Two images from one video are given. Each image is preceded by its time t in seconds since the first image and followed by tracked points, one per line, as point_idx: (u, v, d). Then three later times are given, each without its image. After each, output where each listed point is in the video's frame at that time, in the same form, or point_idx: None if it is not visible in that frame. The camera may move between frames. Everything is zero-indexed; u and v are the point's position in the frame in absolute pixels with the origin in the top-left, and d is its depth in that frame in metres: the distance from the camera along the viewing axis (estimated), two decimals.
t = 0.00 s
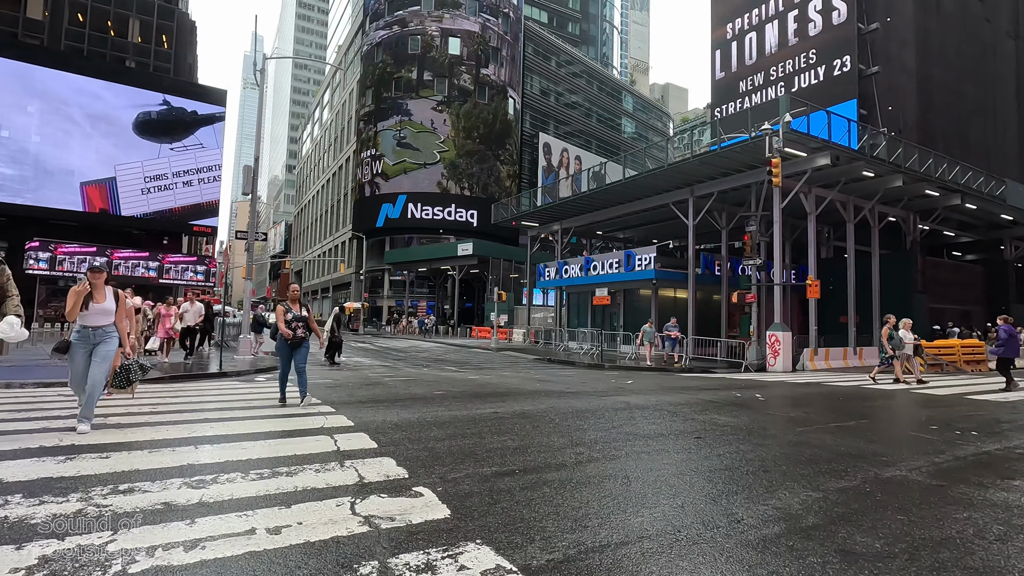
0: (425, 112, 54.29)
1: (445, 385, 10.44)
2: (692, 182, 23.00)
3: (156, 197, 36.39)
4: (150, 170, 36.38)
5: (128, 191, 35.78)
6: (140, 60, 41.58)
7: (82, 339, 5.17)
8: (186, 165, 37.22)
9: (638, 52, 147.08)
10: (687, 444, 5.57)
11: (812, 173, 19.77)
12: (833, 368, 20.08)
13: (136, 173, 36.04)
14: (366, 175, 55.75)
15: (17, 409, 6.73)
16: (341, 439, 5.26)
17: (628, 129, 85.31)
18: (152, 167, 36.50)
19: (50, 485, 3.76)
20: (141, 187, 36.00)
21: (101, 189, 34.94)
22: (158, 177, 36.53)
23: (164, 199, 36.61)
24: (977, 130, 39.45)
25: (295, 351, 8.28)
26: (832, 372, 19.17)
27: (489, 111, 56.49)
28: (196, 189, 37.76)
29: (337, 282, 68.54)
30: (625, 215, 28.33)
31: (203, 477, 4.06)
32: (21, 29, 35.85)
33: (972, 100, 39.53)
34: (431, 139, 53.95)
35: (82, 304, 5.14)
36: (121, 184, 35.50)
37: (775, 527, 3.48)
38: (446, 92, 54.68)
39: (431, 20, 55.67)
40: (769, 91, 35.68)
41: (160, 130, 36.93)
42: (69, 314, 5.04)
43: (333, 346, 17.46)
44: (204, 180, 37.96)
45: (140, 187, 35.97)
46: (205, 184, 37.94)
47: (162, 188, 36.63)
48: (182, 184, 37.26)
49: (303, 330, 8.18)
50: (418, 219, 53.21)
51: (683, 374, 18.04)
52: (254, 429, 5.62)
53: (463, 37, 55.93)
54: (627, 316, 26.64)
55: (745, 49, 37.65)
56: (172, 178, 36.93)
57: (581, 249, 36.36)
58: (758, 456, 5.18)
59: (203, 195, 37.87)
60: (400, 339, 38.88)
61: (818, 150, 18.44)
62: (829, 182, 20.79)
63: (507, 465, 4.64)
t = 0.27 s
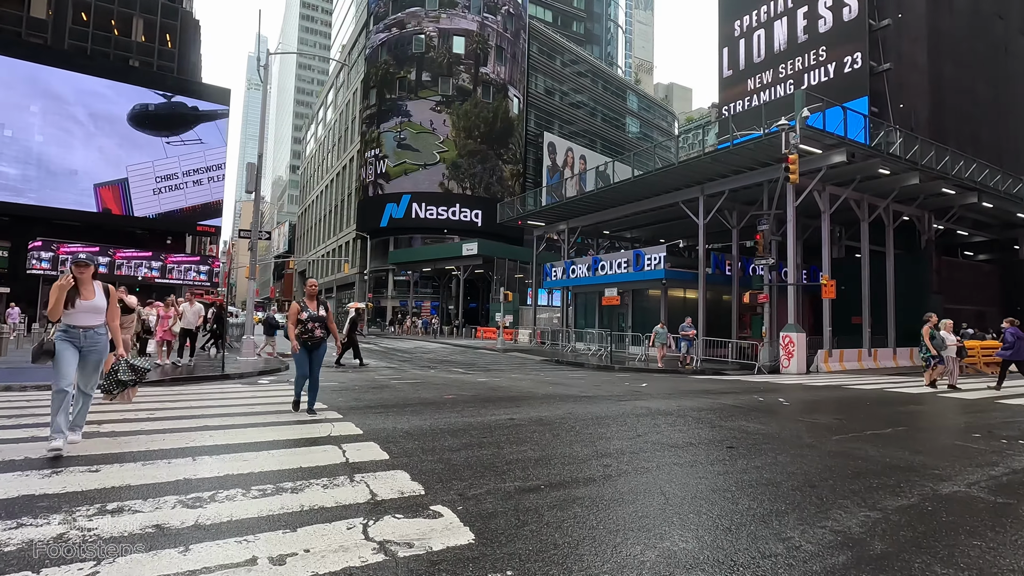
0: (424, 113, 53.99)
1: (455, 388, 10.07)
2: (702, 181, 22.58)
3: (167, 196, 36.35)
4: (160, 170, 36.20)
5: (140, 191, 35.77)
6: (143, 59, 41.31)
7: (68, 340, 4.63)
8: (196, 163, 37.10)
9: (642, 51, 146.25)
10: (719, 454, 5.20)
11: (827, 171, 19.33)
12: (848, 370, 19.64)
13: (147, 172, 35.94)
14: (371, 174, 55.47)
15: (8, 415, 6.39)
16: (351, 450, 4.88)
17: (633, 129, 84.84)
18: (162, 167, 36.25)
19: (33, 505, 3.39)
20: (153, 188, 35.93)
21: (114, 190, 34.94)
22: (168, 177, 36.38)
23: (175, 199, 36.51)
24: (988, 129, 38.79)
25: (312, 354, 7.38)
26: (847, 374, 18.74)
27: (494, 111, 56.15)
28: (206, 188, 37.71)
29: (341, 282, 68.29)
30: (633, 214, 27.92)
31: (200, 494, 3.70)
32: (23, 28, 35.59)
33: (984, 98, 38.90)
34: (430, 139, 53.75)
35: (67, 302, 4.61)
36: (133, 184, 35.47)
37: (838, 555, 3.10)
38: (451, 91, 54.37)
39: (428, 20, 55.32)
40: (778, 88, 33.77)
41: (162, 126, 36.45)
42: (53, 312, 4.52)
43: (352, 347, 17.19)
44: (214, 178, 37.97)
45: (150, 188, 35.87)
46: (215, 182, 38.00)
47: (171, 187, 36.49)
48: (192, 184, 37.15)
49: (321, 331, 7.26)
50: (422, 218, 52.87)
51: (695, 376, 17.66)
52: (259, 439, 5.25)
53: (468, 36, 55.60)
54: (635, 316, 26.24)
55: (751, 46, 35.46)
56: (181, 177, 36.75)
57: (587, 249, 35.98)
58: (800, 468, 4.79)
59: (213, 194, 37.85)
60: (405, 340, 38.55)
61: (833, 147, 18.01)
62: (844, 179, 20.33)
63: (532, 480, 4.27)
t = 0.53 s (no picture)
0: (425, 112, 53.60)
1: (467, 391, 9.74)
2: (714, 179, 22.15)
3: (168, 193, 36.07)
4: (161, 165, 35.88)
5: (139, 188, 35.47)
6: (150, 56, 41.08)
7: (50, 351, 4.03)
8: (198, 160, 36.92)
9: (649, 49, 145.34)
10: (754, 469, 4.84)
11: (844, 168, 18.84)
12: (865, 373, 19.19)
13: (147, 168, 35.65)
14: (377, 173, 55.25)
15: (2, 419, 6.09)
16: (363, 463, 4.52)
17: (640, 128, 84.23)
18: (163, 163, 35.96)
19: (13, 529, 3.07)
20: (153, 183, 35.66)
21: (111, 185, 34.57)
22: (169, 173, 36.12)
23: (178, 196, 36.32)
24: (1004, 127, 38.00)
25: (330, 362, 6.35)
26: (864, 376, 18.32)
27: (500, 109, 55.79)
28: (209, 185, 37.60)
29: (347, 281, 68.18)
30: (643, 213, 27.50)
31: (200, 515, 3.36)
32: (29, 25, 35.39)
33: (1000, 97, 38.16)
34: (430, 139, 53.38)
35: (47, 305, 4.00)
36: (133, 180, 35.14)
37: None
38: (457, 90, 54.10)
39: (428, 20, 55.12)
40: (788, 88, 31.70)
41: (164, 120, 36.10)
42: (31, 319, 3.90)
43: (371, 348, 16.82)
44: (217, 175, 37.86)
45: (151, 184, 35.63)
46: (218, 180, 37.92)
47: (175, 184, 36.27)
48: (194, 180, 36.91)
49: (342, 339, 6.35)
50: (428, 217, 52.64)
51: (709, 377, 17.26)
52: (265, 449, 4.90)
53: (474, 34, 55.22)
54: (645, 316, 25.84)
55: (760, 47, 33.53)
56: (183, 174, 36.52)
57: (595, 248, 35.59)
58: (848, 485, 4.41)
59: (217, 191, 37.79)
60: (411, 339, 38.34)
61: (851, 144, 17.56)
62: (861, 177, 19.84)
63: (561, 499, 3.91)
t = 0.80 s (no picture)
0: (425, 113, 53.30)
1: (478, 392, 9.42)
2: (727, 175, 21.72)
3: (166, 186, 35.16)
4: (158, 156, 35.03)
5: (136, 179, 34.65)
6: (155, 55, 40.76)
7: (26, 356, 3.33)
8: (202, 155, 36.20)
9: (655, 47, 144.56)
10: (796, 479, 4.49)
11: (862, 164, 18.37)
12: (883, 373, 18.75)
13: (144, 158, 34.78)
14: (383, 172, 55.04)
15: None
16: (374, 473, 4.19)
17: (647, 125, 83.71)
18: (161, 154, 35.16)
19: None
20: (149, 175, 34.75)
21: (103, 173, 33.84)
22: (168, 166, 35.31)
23: (179, 190, 35.44)
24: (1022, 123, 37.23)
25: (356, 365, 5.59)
26: (882, 377, 17.89)
27: (507, 107, 55.42)
28: (211, 182, 36.62)
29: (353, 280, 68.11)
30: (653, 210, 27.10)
31: (199, 534, 3.04)
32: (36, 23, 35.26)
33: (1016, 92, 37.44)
34: (432, 139, 52.99)
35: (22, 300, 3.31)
36: (127, 170, 34.39)
37: None
38: (463, 88, 53.80)
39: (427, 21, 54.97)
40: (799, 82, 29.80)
41: (169, 116, 35.71)
42: None
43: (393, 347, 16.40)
44: (220, 173, 36.94)
45: (148, 175, 34.71)
46: (221, 177, 36.96)
47: (172, 177, 35.40)
48: (195, 176, 36.04)
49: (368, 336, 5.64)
50: (434, 216, 52.45)
51: (723, 378, 16.90)
52: (270, 457, 4.58)
53: (480, 31, 54.86)
54: (655, 315, 25.47)
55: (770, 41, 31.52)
56: (183, 167, 35.73)
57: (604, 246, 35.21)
58: (902, 498, 4.06)
59: (220, 189, 36.82)
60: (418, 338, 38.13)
61: (870, 138, 17.09)
62: (879, 173, 19.35)
63: (594, 515, 3.56)
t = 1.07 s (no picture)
0: (429, 116, 53.28)
1: (496, 396, 9.04)
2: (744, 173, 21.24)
3: (171, 184, 34.68)
4: (166, 154, 34.74)
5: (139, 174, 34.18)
6: (165, 56, 39.84)
7: None
8: (213, 155, 36.01)
9: (665, 48, 143.16)
10: (854, 496, 4.11)
11: (885, 160, 17.84)
12: (906, 376, 18.21)
13: (150, 154, 34.45)
14: (392, 172, 54.87)
15: None
16: (395, 488, 3.85)
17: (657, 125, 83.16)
18: (169, 152, 34.89)
19: None
20: (154, 171, 34.35)
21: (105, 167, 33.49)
22: (175, 163, 34.93)
23: (182, 188, 34.98)
24: None
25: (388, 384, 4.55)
26: (906, 380, 17.36)
27: (516, 107, 55.09)
28: (218, 183, 36.20)
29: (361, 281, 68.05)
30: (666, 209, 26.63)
31: (203, 563, 2.70)
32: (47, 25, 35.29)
33: None
34: (436, 140, 52.77)
35: None
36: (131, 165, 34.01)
37: None
38: (472, 88, 53.51)
39: (429, 24, 54.81)
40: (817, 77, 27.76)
41: (179, 116, 35.58)
42: None
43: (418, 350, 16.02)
44: (227, 174, 36.50)
45: (153, 171, 34.31)
46: (228, 178, 36.48)
47: (177, 175, 34.98)
48: (202, 175, 35.68)
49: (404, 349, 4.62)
50: (443, 216, 52.22)
51: (741, 381, 16.47)
52: (278, 471, 4.20)
53: (489, 31, 54.55)
54: (669, 316, 25.01)
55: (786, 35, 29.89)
56: (190, 166, 35.34)
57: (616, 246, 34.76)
58: (978, 520, 3.66)
59: (226, 191, 36.35)
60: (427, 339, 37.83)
61: (895, 134, 16.58)
62: (902, 170, 18.80)
63: (644, 540, 3.19)
